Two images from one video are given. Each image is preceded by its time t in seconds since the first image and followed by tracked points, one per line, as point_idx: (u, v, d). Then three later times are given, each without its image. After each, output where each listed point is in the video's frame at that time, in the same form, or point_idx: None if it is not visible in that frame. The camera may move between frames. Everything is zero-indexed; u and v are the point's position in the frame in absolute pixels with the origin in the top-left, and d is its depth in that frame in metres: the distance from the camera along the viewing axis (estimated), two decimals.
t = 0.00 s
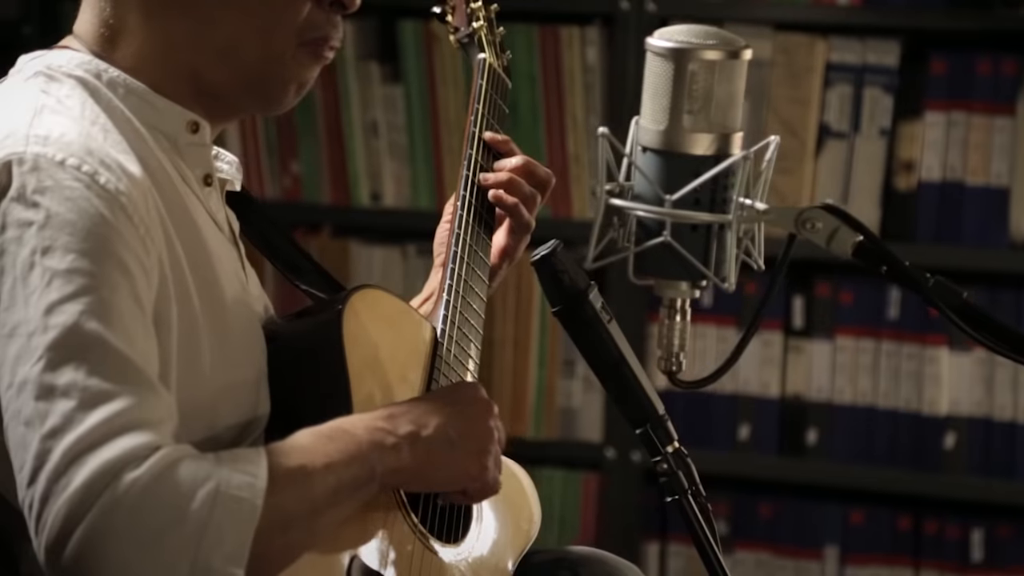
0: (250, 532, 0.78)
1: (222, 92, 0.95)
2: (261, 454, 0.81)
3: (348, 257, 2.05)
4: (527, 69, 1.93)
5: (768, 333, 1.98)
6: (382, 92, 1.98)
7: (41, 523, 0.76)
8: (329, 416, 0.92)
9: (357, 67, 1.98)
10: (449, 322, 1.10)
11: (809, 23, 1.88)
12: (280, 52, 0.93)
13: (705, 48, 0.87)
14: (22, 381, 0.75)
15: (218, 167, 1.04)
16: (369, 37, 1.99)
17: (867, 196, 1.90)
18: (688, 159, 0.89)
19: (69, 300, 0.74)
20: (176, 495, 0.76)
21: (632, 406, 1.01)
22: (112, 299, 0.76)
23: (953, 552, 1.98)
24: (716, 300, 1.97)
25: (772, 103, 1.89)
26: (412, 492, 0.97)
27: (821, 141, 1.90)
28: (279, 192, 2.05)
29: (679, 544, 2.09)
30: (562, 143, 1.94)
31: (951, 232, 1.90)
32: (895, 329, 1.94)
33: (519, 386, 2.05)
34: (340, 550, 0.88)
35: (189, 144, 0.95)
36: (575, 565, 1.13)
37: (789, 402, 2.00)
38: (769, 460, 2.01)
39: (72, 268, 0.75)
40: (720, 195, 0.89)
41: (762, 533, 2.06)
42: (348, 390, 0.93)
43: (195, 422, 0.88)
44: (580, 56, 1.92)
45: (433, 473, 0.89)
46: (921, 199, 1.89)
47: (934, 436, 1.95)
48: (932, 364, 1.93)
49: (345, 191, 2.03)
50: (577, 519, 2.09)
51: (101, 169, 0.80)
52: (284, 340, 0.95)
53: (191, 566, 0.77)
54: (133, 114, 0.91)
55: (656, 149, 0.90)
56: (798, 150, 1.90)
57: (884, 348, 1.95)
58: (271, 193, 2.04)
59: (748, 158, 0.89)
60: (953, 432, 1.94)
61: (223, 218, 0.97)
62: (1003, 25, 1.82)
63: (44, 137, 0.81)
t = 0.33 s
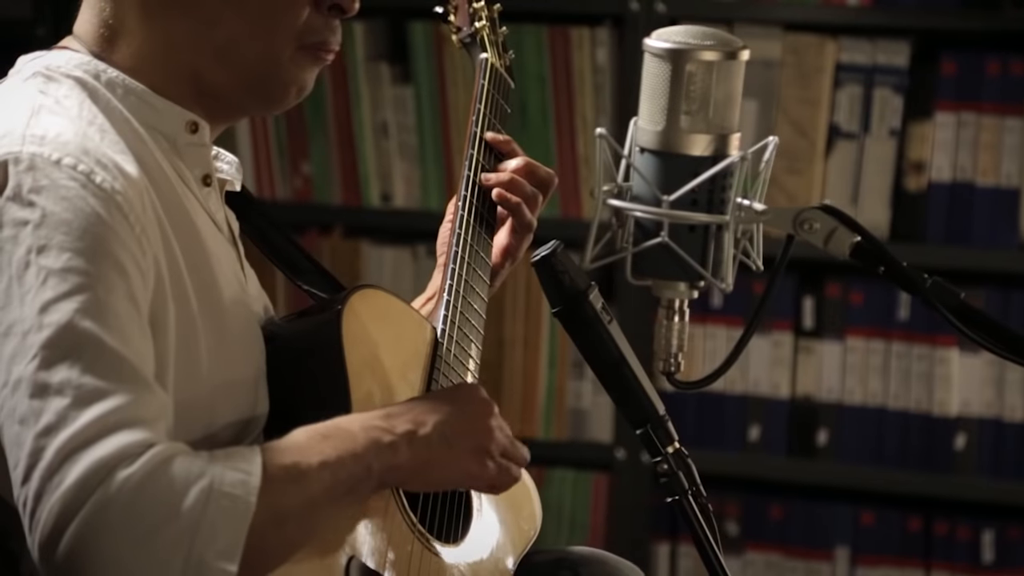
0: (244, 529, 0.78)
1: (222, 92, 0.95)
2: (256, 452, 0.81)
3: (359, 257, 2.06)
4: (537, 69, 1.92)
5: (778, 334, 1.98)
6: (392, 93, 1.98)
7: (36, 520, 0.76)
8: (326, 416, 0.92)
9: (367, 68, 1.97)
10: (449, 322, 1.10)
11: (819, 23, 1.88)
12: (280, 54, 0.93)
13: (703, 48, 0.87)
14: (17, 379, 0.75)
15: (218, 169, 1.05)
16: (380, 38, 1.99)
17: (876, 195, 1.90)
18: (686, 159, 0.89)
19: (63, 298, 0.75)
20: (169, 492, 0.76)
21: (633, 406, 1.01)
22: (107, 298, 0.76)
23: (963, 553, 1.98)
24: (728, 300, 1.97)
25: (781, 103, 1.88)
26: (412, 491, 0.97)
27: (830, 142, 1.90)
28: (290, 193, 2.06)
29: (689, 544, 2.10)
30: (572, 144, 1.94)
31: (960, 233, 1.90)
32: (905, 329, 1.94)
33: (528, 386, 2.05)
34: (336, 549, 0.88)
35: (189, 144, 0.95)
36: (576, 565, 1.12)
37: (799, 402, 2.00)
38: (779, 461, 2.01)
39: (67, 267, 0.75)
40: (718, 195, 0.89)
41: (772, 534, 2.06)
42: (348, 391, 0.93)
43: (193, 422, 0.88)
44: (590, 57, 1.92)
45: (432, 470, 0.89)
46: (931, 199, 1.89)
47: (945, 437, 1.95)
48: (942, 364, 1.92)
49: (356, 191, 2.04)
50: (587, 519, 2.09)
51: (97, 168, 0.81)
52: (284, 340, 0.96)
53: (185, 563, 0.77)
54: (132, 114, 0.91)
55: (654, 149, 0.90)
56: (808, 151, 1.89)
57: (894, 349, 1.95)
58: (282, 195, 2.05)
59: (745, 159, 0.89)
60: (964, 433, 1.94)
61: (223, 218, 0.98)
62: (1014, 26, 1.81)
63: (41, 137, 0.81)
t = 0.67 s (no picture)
0: (248, 532, 0.78)
1: (228, 97, 0.95)
2: (260, 455, 0.82)
3: (374, 262, 2.06)
4: (550, 71, 1.92)
5: (793, 336, 1.98)
6: (407, 95, 1.98)
7: (40, 520, 0.77)
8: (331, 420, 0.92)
9: (382, 70, 1.98)
10: (456, 324, 1.10)
11: (833, 25, 1.87)
12: (284, 58, 0.93)
13: (705, 49, 0.87)
14: (21, 380, 0.75)
15: (223, 170, 1.05)
16: (395, 42, 1.99)
17: (891, 198, 1.89)
18: (690, 161, 0.89)
19: (66, 299, 0.75)
20: (174, 493, 0.77)
21: (637, 409, 1.01)
22: (109, 299, 0.76)
23: (978, 556, 1.98)
24: (741, 301, 1.97)
25: (795, 105, 1.88)
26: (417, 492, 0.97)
27: (844, 144, 1.89)
28: (304, 195, 2.06)
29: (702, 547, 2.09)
30: (586, 146, 1.94)
31: (975, 236, 1.89)
32: (919, 332, 1.94)
33: (541, 386, 2.05)
34: (340, 552, 0.88)
35: (195, 146, 0.95)
36: (581, 565, 1.12)
37: (813, 405, 2.00)
38: (793, 463, 2.00)
39: (70, 268, 0.76)
40: (720, 197, 0.89)
41: (786, 535, 2.06)
42: (353, 394, 0.93)
43: (196, 424, 0.88)
44: (604, 59, 1.92)
45: (436, 476, 0.89)
46: (945, 202, 1.89)
47: (959, 441, 1.95)
48: (957, 367, 1.92)
49: (371, 194, 2.04)
50: (601, 521, 2.09)
51: (100, 170, 0.81)
52: (289, 343, 0.96)
53: (188, 565, 0.77)
54: (137, 116, 0.92)
55: (656, 151, 0.90)
56: (822, 152, 1.89)
57: (909, 351, 1.94)
58: (296, 197, 2.05)
59: (748, 160, 0.89)
60: (978, 436, 1.94)
61: (227, 220, 0.98)
62: None
63: (45, 139, 0.82)
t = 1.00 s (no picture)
0: (249, 536, 0.79)
1: (234, 101, 0.95)
2: (263, 458, 0.82)
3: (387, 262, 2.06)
4: (564, 75, 1.92)
5: (805, 339, 1.97)
6: (420, 98, 1.98)
7: (42, 520, 0.76)
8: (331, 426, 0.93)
9: (394, 73, 1.98)
10: (459, 326, 1.10)
11: (845, 28, 1.87)
12: (289, 62, 0.93)
13: (706, 53, 0.86)
14: (24, 381, 0.75)
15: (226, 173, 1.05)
16: (408, 43, 1.98)
17: (904, 201, 1.89)
18: (692, 163, 0.89)
19: (71, 300, 0.75)
20: (177, 495, 0.77)
21: (640, 412, 1.01)
22: (114, 300, 0.76)
23: (991, 560, 1.97)
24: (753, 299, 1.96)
25: (808, 108, 1.88)
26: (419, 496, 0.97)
27: (857, 146, 1.89)
28: (317, 198, 2.05)
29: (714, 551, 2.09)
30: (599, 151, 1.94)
31: (988, 240, 1.89)
32: (932, 335, 1.93)
33: (553, 390, 2.04)
34: (341, 555, 0.89)
35: (198, 149, 0.96)
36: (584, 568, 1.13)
37: (825, 408, 1.99)
38: (806, 467, 2.00)
39: (74, 269, 0.76)
40: (722, 200, 0.89)
41: (799, 539, 2.05)
42: (354, 397, 0.93)
43: (196, 427, 0.89)
44: (617, 62, 1.92)
45: (435, 486, 0.89)
46: (958, 205, 1.88)
47: (972, 444, 1.94)
48: (970, 370, 1.92)
49: (384, 198, 2.04)
50: (613, 525, 2.08)
51: (103, 172, 0.81)
52: (292, 346, 0.97)
53: (190, 567, 0.77)
54: (142, 119, 0.92)
55: (658, 154, 0.90)
56: (835, 155, 1.88)
57: (922, 354, 1.94)
58: (310, 200, 2.05)
59: (749, 163, 0.89)
60: (991, 439, 1.93)
61: (230, 223, 0.98)
62: None
63: (48, 142, 0.82)
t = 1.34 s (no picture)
0: (243, 542, 0.79)
1: (235, 105, 0.95)
2: (258, 463, 0.82)
3: (398, 269, 2.06)
4: (575, 80, 1.92)
5: (817, 343, 1.97)
6: (431, 103, 1.98)
7: (36, 528, 0.77)
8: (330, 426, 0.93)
9: (406, 77, 1.98)
10: (460, 330, 1.11)
11: (856, 32, 1.87)
12: (290, 67, 0.94)
13: (706, 58, 0.87)
14: (21, 388, 0.76)
15: (229, 178, 1.05)
16: (419, 47, 1.99)
17: (914, 206, 1.89)
18: (690, 167, 0.89)
19: (67, 309, 0.76)
20: (170, 503, 0.77)
21: (641, 414, 1.01)
22: (111, 308, 0.77)
23: (1004, 565, 1.97)
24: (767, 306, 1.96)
25: (819, 112, 1.88)
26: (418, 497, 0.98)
27: (868, 151, 1.89)
28: (329, 203, 2.05)
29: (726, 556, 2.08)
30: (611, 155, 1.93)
31: (1000, 245, 1.89)
32: (943, 340, 1.93)
33: (565, 395, 2.04)
34: (340, 557, 0.89)
35: (200, 154, 0.96)
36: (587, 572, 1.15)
37: (837, 413, 1.99)
38: (817, 472, 2.00)
39: (71, 277, 0.77)
40: (721, 205, 0.89)
41: (810, 545, 2.05)
42: (354, 401, 0.93)
43: (198, 433, 0.89)
44: (628, 67, 1.91)
45: (435, 484, 0.89)
46: (970, 209, 1.88)
47: (983, 448, 1.94)
48: (981, 375, 1.92)
49: (395, 203, 2.04)
50: (625, 532, 2.07)
51: (103, 179, 0.82)
52: (294, 350, 0.97)
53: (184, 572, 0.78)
54: (144, 125, 0.92)
55: (657, 159, 0.90)
56: (845, 160, 1.88)
57: (933, 359, 1.94)
58: (322, 205, 2.05)
59: (749, 167, 0.89)
60: (1002, 444, 1.93)
61: (232, 228, 0.98)
62: None
63: (48, 148, 0.83)
